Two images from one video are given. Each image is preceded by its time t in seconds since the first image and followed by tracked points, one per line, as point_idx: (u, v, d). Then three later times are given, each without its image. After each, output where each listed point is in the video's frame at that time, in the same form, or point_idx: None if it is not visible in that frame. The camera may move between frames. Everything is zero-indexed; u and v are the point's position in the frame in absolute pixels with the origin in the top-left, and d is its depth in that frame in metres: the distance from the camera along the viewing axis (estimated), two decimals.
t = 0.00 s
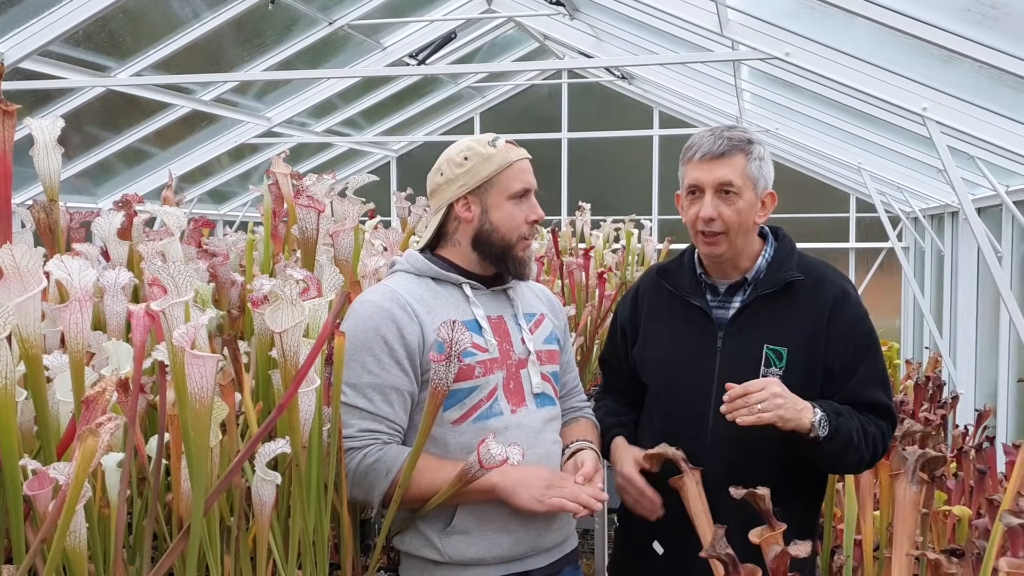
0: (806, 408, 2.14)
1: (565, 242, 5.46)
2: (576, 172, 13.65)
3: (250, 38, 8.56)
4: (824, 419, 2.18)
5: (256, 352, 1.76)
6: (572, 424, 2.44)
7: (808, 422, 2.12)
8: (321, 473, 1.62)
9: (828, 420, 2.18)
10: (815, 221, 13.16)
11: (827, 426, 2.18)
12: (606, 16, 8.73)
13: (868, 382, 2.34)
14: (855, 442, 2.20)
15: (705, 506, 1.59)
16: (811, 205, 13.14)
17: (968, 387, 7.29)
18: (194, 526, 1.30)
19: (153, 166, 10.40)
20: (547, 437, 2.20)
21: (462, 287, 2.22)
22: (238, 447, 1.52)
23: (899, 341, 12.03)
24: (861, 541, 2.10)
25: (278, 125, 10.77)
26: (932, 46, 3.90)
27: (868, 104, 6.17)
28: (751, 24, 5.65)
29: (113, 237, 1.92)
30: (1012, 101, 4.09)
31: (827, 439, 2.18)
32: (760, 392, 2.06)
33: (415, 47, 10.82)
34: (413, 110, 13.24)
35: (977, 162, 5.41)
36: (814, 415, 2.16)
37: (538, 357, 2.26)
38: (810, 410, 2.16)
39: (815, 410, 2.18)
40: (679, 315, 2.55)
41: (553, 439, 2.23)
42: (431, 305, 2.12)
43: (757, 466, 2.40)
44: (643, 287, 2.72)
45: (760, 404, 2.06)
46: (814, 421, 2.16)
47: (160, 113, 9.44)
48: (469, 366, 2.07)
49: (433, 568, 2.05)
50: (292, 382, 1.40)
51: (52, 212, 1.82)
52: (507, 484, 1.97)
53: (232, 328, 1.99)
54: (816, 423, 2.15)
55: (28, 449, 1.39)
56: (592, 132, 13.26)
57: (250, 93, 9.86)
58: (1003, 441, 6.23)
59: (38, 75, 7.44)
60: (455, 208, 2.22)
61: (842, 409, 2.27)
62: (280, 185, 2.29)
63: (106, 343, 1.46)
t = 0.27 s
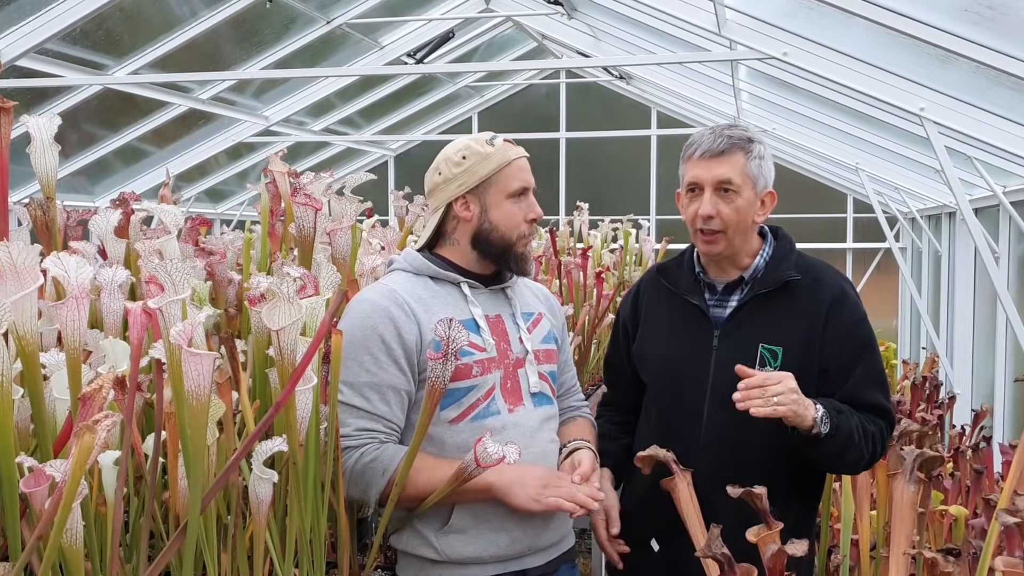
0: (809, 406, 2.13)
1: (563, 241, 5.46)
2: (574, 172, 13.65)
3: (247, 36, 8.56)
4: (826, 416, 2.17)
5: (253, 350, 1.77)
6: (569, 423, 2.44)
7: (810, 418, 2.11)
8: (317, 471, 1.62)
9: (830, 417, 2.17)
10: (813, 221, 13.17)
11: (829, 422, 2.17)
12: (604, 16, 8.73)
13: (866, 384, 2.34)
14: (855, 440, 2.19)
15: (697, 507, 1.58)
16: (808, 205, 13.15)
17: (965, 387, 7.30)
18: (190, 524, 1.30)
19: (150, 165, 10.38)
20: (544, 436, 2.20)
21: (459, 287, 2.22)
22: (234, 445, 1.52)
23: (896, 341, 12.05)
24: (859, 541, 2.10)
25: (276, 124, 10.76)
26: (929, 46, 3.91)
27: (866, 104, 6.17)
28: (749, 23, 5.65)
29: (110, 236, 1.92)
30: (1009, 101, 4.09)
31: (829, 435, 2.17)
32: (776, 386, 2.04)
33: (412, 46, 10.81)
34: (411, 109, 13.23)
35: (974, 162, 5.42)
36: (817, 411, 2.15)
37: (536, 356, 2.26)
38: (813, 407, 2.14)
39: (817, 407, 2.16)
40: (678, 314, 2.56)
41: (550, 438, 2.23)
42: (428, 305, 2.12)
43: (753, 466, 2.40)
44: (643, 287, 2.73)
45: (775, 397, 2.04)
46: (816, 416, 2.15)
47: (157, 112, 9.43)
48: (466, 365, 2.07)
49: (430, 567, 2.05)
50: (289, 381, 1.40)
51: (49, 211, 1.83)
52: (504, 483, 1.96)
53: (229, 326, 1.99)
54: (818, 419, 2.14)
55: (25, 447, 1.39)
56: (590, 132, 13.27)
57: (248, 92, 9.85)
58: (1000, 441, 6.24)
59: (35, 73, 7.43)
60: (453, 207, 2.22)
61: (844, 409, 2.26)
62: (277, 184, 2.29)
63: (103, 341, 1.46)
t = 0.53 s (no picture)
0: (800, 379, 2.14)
1: (562, 241, 5.47)
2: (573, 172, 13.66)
3: (246, 36, 8.56)
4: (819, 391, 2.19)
5: (252, 351, 1.77)
6: (568, 423, 2.45)
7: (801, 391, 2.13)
8: (317, 471, 1.62)
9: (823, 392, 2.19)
10: (811, 221, 13.19)
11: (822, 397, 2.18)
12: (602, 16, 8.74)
13: (862, 383, 2.34)
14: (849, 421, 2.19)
15: (697, 505, 1.57)
16: (807, 205, 13.17)
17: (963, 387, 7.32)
18: (191, 524, 1.30)
19: (149, 165, 10.38)
20: (542, 436, 2.21)
21: (458, 287, 2.23)
22: (234, 445, 1.53)
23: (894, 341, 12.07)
24: (857, 541, 2.11)
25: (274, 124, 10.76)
26: (928, 46, 3.92)
27: (864, 105, 6.18)
28: (747, 23, 5.66)
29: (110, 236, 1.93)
30: (1008, 101, 4.10)
31: (824, 409, 2.17)
32: (782, 339, 2.01)
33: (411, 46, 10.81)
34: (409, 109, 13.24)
35: (973, 162, 5.43)
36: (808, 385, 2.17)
37: (534, 357, 2.27)
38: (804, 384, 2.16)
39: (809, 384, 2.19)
40: (677, 315, 2.56)
41: (548, 438, 2.23)
42: (427, 305, 2.12)
43: (750, 467, 2.41)
44: (644, 287, 2.74)
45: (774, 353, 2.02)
46: (808, 390, 2.16)
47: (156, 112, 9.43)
48: (465, 366, 2.08)
49: (429, 567, 2.05)
50: (289, 380, 1.41)
51: (49, 211, 1.83)
52: (503, 483, 1.97)
53: (228, 326, 1.99)
54: (810, 391, 2.15)
55: (26, 446, 1.40)
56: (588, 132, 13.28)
57: (247, 92, 9.85)
58: (998, 441, 6.26)
59: (34, 73, 7.43)
60: (453, 208, 2.23)
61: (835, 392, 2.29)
62: (276, 184, 2.29)
63: (103, 340, 1.46)
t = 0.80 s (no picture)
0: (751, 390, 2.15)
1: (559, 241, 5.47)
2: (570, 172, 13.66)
3: (243, 36, 8.54)
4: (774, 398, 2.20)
5: (250, 351, 1.77)
6: (566, 424, 2.45)
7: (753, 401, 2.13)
8: (315, 471, 1.62)
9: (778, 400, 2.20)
10: (808, 221, 13.21)
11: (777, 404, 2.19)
12: (600, 16, 8.74)
13: (845, 379, 2.35)
14: (806, 429, 2.21)
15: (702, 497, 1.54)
16: (804, 205, 13.19)
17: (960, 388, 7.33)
18: (188, 524, 1.30)
19: (145, 165, 10.37)
20: (540, 437, 2.21)
21: (457, 288, 2.22)
22: (232, 445, 1.53)
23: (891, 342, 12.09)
24: (854, 541, 2.12)
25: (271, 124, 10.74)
26: (925, 46, 3.92)
27: (861, 105, 6.19)
28: (745, 24, 5.66)
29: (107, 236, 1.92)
30: (1005, 102, 4.11)
31: (778, 419, 2.18)
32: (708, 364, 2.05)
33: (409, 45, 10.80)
34: (406, 109, 13.24)
35: (970, 163, 5.44)
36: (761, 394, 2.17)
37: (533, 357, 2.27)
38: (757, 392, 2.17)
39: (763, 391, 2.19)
40: (678, 314, 2.57)
41: (546, 439, 2.23)
42: (426, 305, 2.12)
43: (749, 466, 2.41)
44: (644, 286, 2.74)
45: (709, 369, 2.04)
46: (763, 398, 2.17)
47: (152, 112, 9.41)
48: (463, 366, 2.08)
49: (427, 567, 2.05)
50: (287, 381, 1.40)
51: (46, 211, 1.83)
52: (501, 484, 1.97)
53: (225, 327, 1.98)
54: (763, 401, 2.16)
55: (24, 446, 1.40)
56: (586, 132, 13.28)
57: (244, 92, 9.83)
58: (995, 441, 6.27)
59: (31, 73, 7.41)
60: (451, 209, 2.22)
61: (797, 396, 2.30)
62: (274, 184, 2.29)
63: (100, 340, 1.46)
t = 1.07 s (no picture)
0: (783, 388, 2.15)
1: (560, 241, 5.47)
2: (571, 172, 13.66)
3: (244, 37, 8.55)
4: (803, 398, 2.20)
5: (252, 351, 1.78)
6: (568, 424, 2.45)
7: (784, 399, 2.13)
8: (317, 471, 1.63)
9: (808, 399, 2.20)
10: (809, 221, 13.21)
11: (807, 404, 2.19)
12: (600, 16, 8.74)
13: (858, 378, 2.35)
14: (836, 427, 2.20)
15: (690, 514, 1.58)
16: (805, 205, 13.19)
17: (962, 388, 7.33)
18: (191, 525, 1.30)
19: (147, 166, 10.38)
20: (541, 437, 2.21)
21: (458, 288, 2.23)
22: (234, 446, 1.53)
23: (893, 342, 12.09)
24: (857, 541, 2.10)
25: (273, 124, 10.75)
26: (927, 46, 3.92)
27: (863, 105, 6.19)
28: (746, 23, 5.66)
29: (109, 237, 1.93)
30: (1008, 101, 4.10)
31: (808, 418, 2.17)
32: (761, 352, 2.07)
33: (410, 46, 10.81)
34: (407, 110, 13.24)
35: (971, 162, 5.43)
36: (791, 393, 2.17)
37: (534, 357, 2.27)
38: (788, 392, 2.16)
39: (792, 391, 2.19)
40: (680, 314, 2.56)
41: (547, 439, 2.23)
42: (427, 305, 2.13)
43: (753, 466, 2.41)
44: (644, 287, 2.74)
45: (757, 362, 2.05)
46: (796, 397, 2.18)
47: (154, 113, 9.42)
48: (465, 366, 2.08)
49: (429, 567, 2.05)
50: (289, 381, 1.41)
51: (48, 211, 1.84)
52: (503, 483, 1.97)
53: (228, 327, 1.99)
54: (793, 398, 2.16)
55: (26, 446, 1.40)
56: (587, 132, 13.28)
57: (245, 93, 9.84)
58: (997, 441, 6.26)
59: (33, 74, 7.42)
60: (453, 210, 2.23)
61: (823, 394, 2.30)
62: (275, 185, 2.29)
63: (102, 341, 1.46)
